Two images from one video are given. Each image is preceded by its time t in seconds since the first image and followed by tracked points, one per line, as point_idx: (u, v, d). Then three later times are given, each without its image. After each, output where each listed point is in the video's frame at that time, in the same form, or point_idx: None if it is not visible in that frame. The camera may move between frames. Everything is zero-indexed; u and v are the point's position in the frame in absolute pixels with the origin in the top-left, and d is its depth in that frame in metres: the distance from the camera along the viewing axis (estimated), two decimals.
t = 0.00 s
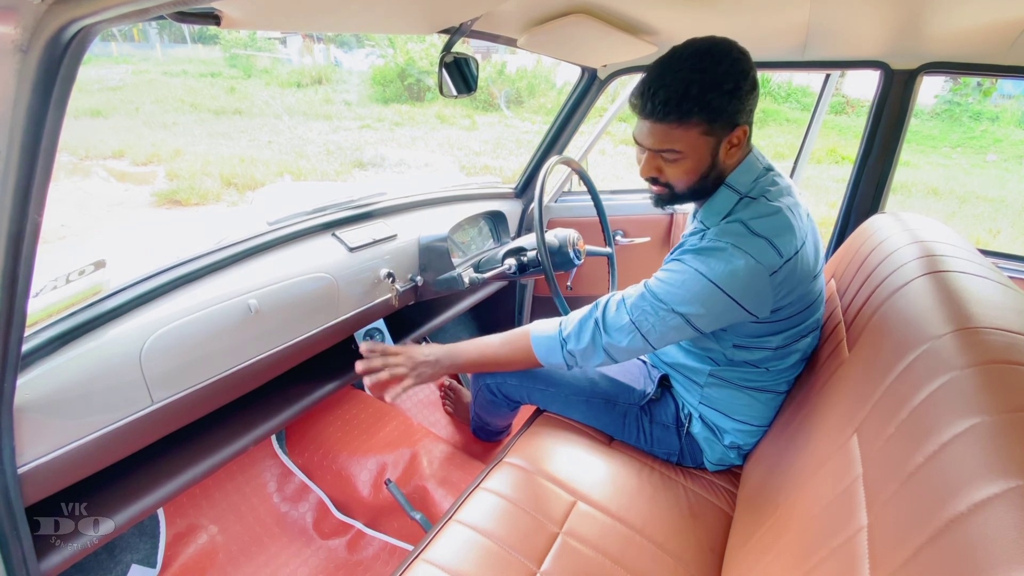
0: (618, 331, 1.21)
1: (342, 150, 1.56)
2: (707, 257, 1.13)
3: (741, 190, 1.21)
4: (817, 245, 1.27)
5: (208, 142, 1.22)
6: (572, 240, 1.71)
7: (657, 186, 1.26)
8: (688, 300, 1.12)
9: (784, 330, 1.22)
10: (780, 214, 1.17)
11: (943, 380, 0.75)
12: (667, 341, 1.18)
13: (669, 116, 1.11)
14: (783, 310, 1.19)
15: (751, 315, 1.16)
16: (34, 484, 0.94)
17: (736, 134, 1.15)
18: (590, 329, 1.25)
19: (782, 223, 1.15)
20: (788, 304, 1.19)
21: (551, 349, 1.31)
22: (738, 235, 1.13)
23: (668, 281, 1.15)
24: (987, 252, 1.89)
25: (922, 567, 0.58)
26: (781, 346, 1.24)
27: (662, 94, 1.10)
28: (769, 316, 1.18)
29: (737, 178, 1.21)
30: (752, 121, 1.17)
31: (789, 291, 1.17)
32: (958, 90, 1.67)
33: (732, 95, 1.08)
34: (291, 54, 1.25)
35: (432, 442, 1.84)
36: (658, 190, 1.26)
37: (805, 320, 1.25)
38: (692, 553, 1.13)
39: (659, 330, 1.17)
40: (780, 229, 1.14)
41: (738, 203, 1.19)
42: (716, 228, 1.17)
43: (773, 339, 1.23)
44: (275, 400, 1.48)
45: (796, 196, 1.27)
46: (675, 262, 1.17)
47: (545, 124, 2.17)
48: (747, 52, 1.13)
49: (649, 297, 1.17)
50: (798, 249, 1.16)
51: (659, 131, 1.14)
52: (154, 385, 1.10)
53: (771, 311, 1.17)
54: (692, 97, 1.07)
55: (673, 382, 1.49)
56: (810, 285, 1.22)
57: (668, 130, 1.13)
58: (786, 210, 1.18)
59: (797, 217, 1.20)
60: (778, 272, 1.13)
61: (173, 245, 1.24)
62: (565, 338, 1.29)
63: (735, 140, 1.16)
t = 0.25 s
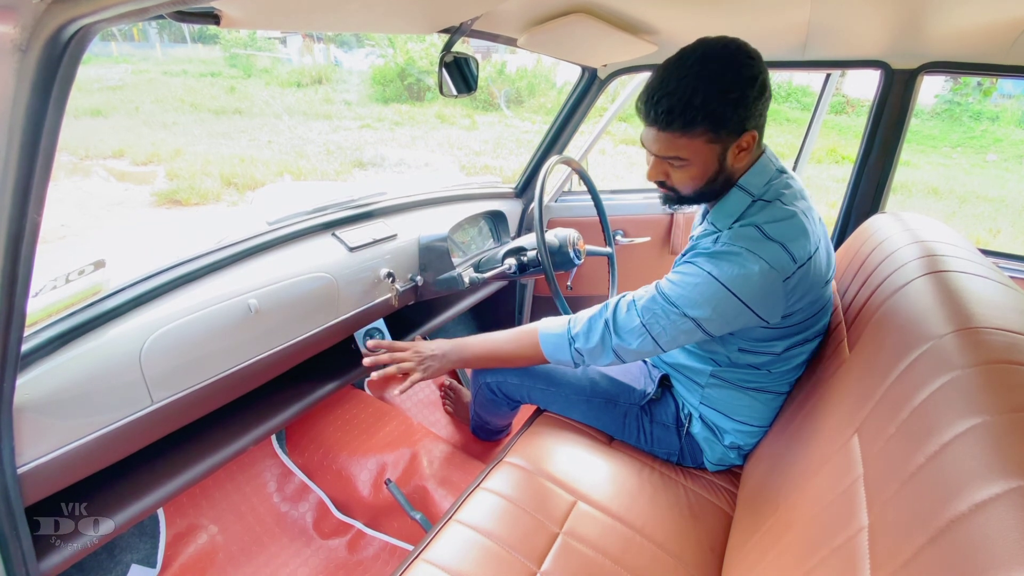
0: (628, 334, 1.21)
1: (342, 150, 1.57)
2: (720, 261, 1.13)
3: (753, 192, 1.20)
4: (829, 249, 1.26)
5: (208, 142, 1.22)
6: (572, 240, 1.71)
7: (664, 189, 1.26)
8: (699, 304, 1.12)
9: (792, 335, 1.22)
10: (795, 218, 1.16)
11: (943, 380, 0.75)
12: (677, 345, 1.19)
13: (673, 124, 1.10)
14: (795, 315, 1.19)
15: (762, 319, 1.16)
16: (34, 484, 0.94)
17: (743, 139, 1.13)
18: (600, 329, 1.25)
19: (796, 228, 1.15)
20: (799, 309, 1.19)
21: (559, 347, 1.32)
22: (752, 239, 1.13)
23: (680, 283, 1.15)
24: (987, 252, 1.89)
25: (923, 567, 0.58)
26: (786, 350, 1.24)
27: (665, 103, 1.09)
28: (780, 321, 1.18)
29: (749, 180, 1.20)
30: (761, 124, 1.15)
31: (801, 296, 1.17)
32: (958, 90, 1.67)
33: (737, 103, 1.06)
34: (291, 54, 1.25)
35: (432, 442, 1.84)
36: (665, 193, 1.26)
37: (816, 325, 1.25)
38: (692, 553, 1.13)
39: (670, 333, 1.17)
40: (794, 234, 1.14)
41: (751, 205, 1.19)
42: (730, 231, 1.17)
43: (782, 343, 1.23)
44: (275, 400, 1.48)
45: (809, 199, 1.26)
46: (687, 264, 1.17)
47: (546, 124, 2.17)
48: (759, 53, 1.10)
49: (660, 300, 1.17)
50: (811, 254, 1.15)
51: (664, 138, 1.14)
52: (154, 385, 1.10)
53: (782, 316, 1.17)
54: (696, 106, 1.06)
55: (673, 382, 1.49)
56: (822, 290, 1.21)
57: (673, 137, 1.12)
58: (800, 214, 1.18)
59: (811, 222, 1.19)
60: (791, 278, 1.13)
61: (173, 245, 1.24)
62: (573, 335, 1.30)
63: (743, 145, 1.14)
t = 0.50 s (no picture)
0: (635, 335, 1.21)
1: (342, 150, 1.57)
2: (728, 261, 1.12)
3: (761, 190, 1.20)
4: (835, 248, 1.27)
5: (208, 142, 1.22)
6: (572, 240, 1.71)
7: (669, 185, 1.26)
8: (707, 303, 1.12)
9: (797, 335, 1.22)
10: (803, 217, 1.17)
11: (943, 380, 0.75)
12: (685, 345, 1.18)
13: (680, 119, 1.10)
14: (801, 316, 1.19)
15: (770, 319, 1.16)
16: (33, 483, 0.94)
17: (751, 138, 1.13)
18: (607, 332, 1.25)
19: (804, 228, 1.15)
20: (806, 309, 1.19)
21: (567, 349, 1.31)
22: (760, 238, 1.13)
23: (687, 283, 1.15)
24: (987, 252, 1.89)
25: (924, 566, 0.58)
26: (789, 351, 1.24)
27: (674, 97, 1.09)
28: (787, 322, 1.18)
29: (757, 178, 1.20)
30: (770, 124, 1.14)
31: (808, 296, 1.17)
32: (958, 90, 1.67)
33: (746, 101, 1.06)
34: (291, 54, 1.25)
35: (432, 441, 1.84)
36: (669, 189, 1.27)
37: (820, 326, 1.25)
38: (692, 553, 1.13)
39: (678, 334, 1.16)
40: (801, 234, 1.14)
41: (759, 204, 1.19)
42: (737, 230, 1.17)
43: (786, 344, 1.23)
44: (275, 400, 1.48)
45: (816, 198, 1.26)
46: (694, 264, 1.17)
47: (546, 124, 2.17)
48: (771, 52, 1.10)
49: (668, 300, 1.16)
50: (818, 253, 1.15)
51: (671, 133, 1.14)
52: (154, 384, 1.10)
53: (789, 316, 1.17)
54: (704, 102, 1.06)
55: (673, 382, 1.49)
56: (828, 290, 1.21)
57: (680, 133, 1.12)
58: (807, 214, 1.18)
59: (819, 222, 1.19)
60: (798, 278, 1.13)
61: (172, 244, 1.24)
62: (580, 339, 1.29)
63: (750, 144, 1.14)
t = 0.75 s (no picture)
0: (685, 373, 1.18)
1: (342, 150, 1.57)
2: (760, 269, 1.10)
3: (774, 183, 1.20)
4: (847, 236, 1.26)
5: (208, 141, 1.22)
6: (572, 240, 1.71)
7: (684, 171, 1.26)
8: (745, 319, 1.10)
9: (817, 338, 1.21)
10: (818, 211, 1.17)
11: (944, 380, 0.74)
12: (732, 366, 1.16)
13: (707, 98, 1.11)
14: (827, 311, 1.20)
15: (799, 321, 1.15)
16: (33, 483, 0.94)
17: (772, 127, 1.14)
18: (659, 379, 1.22)
19: (821, 221, 1.15)
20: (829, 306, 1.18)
21: (621, 400, 1.27)
22: (784, 237, 1.11)
23: (720, 299, 1.13)
24: (987, 252, 1.89)
25: (926, 566, 0.58)
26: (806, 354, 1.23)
27: (703, 75, 1.10)
28: (816, 319, 1.18)
29: (772, 171, 1.21)
30: (791, 117, 1.16)
31: (831, 292, 1.17)
32: (958, 90, 1.67)
33: (774, 84, 1.07)
34: (291, 53, 1.25)
35: (432, 441, 1.83)
36: (684, 175, 1.26)
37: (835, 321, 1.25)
38: (693, 553, 1.13)
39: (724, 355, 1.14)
40: (820, 228, 1.14)
41: (774, 197, 1.19)
42: (758, 229, 1.15)
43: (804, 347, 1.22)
44: (275, 400, 1.48)
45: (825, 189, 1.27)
46: (721, 276, 1.14)
47: (546, 123, 2.16)
48: (797, 46, 1.12)
49: (707, 323, 1.14)
50: (837, 246, 1.16)
51: (696, 112, 1.14)
52: (154, 384, 1.10)
53: (818, 313, 1.16)
54: (733, 80, 1.07)
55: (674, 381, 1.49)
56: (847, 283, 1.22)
57: (705, 112, 1.12)
58: (821, 206, 1.18)
59: (834, 215, 1.19)
60: (825, 273, 1.13)
61: (172, 244, 1.24)
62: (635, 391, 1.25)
63: (770, 134, 1.15)
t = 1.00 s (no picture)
0: (712, 360, 1.15)
1: (342, 150, 1.57)
2: (799, 259, 1.09)
3: (812, 177, 1.19)
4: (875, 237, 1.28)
5: (208, 141, 1.22)
6: (572, 240, 1.71)
7: (720, 157, 1.25)
8: (781, 306, 1.08)
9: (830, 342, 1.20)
10: (852, 207, 1.18)
11: (944, 381, 0.74)
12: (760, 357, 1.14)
13: (758, 79, 1.10)
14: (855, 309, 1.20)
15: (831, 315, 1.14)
16: (33, 483, 0.94)
17: (816, 119, 1.13)
18: (682, 365, 1.19)
19: (855, 218, 1.16)
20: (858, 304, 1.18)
21: (641, 390, 1.25)
22: (821, 230, 1.11)
23: (754, 286, 1.11)
24: (988, 252, 1.87)
25: (929, 567, 0.58)
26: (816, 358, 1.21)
27: (756, 55, 1.09)
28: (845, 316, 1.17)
29: (810, 165, 1.20)
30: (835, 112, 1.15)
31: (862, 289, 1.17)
32: (958, 90, 1.67)
33: (827, 70, 1.06)
34: (291, 53, 1.25)
35: (432, 441, 1.83)
36: (719, 161, 1.25)
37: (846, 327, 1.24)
38: (693, 553, 1.13)
39: (755, 345, 1.11)
40: (854, 223, 1.15)
41: (810, 190, 1.18)
42: (795, 219, 1.15)
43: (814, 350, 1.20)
44: (275, 400, 1.48)
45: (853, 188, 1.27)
46: (755, 263, 1.13)
47: (546, 123, 2.16)
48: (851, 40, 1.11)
49: (739, 310, 1.12)
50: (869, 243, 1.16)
51: (743, 95, 1.13)
52: (153, 384, 1.10)
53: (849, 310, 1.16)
54: (787, 63, 1.06)
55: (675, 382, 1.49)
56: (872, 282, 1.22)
57: (752, 95, 1.11)
58: (855, 203, 1.19)
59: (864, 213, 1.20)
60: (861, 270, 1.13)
61: (172, 243, 1.24)
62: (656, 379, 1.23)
63: (813, 127, 1.14)
